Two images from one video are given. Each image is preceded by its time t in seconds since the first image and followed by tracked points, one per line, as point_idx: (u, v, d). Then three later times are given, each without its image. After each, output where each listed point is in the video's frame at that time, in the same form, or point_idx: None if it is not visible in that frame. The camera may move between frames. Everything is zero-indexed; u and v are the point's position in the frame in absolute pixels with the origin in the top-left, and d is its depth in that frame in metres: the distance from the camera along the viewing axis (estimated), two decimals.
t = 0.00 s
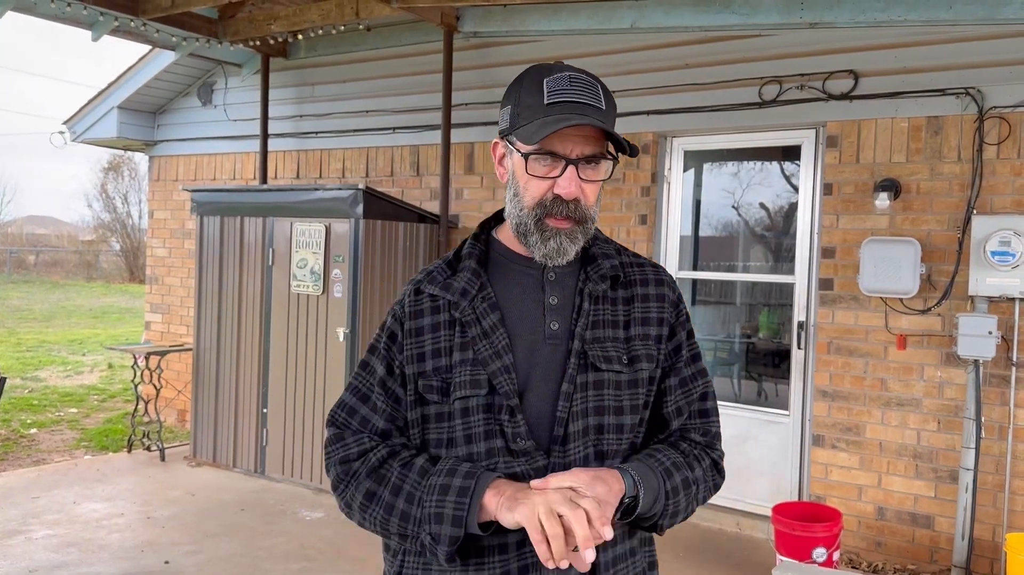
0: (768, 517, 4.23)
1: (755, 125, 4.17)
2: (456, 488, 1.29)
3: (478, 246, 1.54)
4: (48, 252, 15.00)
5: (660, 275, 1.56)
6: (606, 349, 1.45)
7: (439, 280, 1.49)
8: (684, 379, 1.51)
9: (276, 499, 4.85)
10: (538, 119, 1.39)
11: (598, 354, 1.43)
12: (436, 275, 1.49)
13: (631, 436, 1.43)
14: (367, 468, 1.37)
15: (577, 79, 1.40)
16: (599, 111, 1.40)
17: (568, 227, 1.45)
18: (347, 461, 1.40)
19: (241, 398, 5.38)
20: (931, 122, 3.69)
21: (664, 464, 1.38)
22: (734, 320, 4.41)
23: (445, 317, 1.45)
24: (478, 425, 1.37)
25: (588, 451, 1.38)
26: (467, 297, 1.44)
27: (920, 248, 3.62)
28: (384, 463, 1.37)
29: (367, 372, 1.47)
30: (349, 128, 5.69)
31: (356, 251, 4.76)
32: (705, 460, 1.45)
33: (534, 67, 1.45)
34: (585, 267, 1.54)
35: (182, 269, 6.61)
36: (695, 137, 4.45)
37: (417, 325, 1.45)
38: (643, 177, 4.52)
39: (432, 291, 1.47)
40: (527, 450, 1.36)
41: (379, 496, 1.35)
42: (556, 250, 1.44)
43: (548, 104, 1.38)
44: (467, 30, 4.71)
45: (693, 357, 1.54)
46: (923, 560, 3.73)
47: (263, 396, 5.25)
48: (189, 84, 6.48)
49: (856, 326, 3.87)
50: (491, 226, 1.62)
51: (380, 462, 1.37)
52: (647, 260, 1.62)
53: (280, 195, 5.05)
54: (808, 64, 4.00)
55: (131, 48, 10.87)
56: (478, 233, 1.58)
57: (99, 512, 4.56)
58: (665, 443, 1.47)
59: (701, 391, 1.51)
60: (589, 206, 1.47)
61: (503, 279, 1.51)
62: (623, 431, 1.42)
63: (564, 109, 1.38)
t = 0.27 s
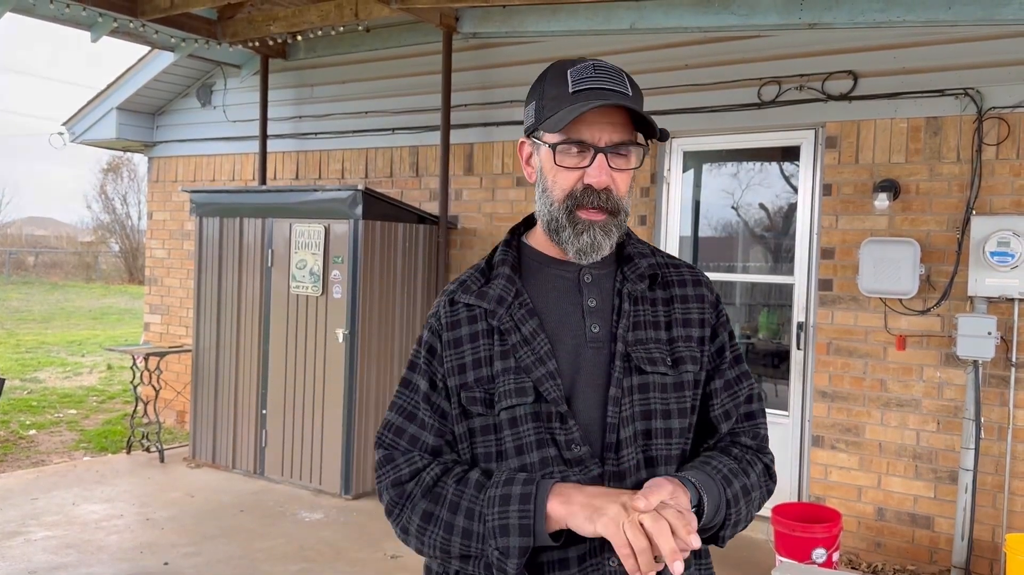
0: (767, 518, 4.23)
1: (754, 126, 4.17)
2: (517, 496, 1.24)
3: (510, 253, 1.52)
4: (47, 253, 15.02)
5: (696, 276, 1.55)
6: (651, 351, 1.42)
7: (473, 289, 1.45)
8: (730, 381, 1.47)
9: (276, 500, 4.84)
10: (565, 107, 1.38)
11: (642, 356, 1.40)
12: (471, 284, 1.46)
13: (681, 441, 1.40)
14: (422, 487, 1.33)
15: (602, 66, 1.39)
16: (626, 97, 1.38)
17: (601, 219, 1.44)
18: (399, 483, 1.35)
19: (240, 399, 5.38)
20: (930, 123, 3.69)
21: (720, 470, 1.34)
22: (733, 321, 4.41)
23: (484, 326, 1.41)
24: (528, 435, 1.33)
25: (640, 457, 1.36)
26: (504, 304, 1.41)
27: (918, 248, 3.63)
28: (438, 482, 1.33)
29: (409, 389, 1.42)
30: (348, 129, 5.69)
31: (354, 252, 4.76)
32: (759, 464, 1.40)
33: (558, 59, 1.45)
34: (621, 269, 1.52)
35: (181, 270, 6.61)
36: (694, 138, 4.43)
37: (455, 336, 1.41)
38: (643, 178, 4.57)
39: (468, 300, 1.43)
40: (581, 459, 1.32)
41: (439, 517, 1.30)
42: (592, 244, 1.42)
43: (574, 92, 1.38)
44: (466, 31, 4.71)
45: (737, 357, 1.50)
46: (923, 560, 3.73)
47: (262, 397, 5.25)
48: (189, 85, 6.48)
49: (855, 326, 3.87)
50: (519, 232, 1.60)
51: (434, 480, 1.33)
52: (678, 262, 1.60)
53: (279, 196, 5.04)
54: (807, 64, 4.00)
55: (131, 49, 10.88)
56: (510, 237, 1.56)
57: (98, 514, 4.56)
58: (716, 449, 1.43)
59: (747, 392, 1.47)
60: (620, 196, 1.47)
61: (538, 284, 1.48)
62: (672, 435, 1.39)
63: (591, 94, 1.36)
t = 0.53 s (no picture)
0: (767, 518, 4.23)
1: (754, 126, 4.17)
2: (494, 505, 1.25)
3: (525, 254, 1.53)
4: (46, 255, 15.01)
5: (713, 278, 1.57)
6: (671, 352, 1.44)
7: (490, 289, 1.46)
8: (746, 383, 1.52)
9: (275, 502, 4.84)
10: (544, 107, 1.42)
11: (663, 357, 1.43)
12: (488, 286, 1.47)
13: (700, 443, 1.43)
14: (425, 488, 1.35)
15: (572, 63, 1.44)
16: (602, 86, 1.42)
17: (603, 210, 1.45)
18: (406, 481, 1.38)
19: (240, 400, 5.37)
20: (929, 124, 3.69)
21: (750, 481, 1.41)
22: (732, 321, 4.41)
23: (502, 326, 1.42)
24: (546, 437, 1.35)
25: (660, 458, 1.39)
26: (522, 306, 1.41)
27: (918, 249, 3.62)
28: (437, 482, 1.34)
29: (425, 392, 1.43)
30: (347, 130, 5.69)
31: (354, 253, 4.76)
32: (770, 467, 1.48)
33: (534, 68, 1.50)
34: (638, 269, 1.53)
35: (181, 271, 6.60)
36: (694, 139, 4.45)
37: (472, 336, 1.42)
38: (642, 179, 4.52)
39: (486, 301, 1.44)
40: (599, 461, 1.34)
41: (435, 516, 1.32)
42: (598, 236, 1.44)
43: (549, 93, 1.42)
44: (465, 32, 4.71)
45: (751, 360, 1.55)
46: (922, 561, 3.73)
47: (262, 398, 5.25)
48: (188, 86, 6.48)
49: (855, 327, 3.87)
50: (534, 233, 1.62)
51: (434, 481, 1.34)
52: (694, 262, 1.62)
53: (279, 197, 5.04)
54: (806, 65, 4.00)
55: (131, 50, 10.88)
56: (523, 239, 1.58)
57: (97, 515, 4.56)
58: (733, 452, 1.49)
59: (759, 392, 1.54)
60: (618, 183, 1.48)
61: (557, 286, 1.48)
62: (692, 437, 1.42)
63: (566, 91, 1.41)
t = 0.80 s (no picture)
0: (766, 520, 4.22)
1: (753, 127, 4.17)
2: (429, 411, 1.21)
3: (505, 253, 1.54)
4: (46, 255, 15.01)
5: (691, 274, 1.59)
6: (647, 346, 1.46)
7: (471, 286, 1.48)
8: (728, 374, 1.55)
9: (274, 503, 4.84)
10: (508, 132, 1.44)
11: (640, 351, 1.44)
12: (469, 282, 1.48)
13: (678, 434, 1.45)
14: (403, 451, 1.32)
15: (536, 84, 1.45)
16: (566, 107, 1.43)
17: (572, 223, 1.46)
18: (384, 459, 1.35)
19: (239, 401, 5.37)
20: (928, 125, 3.69)
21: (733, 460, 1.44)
22: (732, 323, 4.41)
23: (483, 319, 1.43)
24: (526, 427, 1.36)
25: (636, 451, 1.39)
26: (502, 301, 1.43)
27: (918, 250, 3.63)
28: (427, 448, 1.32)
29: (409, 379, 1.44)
30: (347, 131, 5.69)
31: (353, 254, 4.76)
32: (754, 451, 1.51)
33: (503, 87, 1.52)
34: (615, 266, 1.55)
35: (180, 272, 6.60)
36: (693, 140, 4.46)
37: (455, 327, 1.42)
38: (641, 180, 4.52)
39: (467, 296, 1.44)
40: (576, 453, 1.36)
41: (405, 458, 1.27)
42: (571, 248, 1.44)
43: (514, 117, 1.44)
44: (464, 33, 4.71)
45: (728, 352, 1.58)
46: (921, 562, 3.72)
47: (261, 399, 5.25)
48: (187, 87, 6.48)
49: (854, 328, 3.87)
50: (513, 233, 1.63)
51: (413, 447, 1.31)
52: (673, 258, 1.64)
53: (279, 198, 5.04)
54: (805, 67, 4.00)
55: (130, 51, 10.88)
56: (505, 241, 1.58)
57: (97, 516, 4.55)
58: (716, 439, 1.51)
59: (741, 382, 1.59)
60: (588, 198, 1.49)
61: (534, 284, 1.51)
62: (670, 429, 1.44)
63: (529, 116, 1.43)
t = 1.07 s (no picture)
0: (766, 521, 4.22)
1: (753, 129, 4.17)
2: (449, 449, 1.32)
3: (465, 256, 1.56)
4: (46, 256, 15.01)
5: (649, 273, 1.55)
6: (595, 346, 1.43)
7: (428, 290, 1.50)
8: (680, 374, 1.50)
9: (274, 503, 4.84)
10: (457, 142, 1.44)
11: (586, 350, 1.42)
12: (426, 285, 1.51)
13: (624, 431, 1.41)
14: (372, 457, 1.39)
15: (487, 93, 1.42)
16: (513, 119, 1.40)
17: (519, 231, 1.46)
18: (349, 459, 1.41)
19: (239, 401, 5.37)
20: (928, 126, 3.69)
21: (676, 448, 1.40)
22: (732, 324, 4.42)
23: (436, 324, 1.46)
24: (470, 426, 1.40)
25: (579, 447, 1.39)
26: (455, 305, 1.46)
27: (918, 251, 3.62)
28: (386, 452, 1.39)
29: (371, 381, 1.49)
30: (347, 132, 5.69)
31: (354, 255, 4.76)
32: (709, 449, 1.45)
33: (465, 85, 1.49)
34: (569, 269, 1.53)
35: (180, 273, 6.60)
36: (694, 141, 4.46)
37: (410, 332, 1.47)
38: (642, 181, 4.51)
39: (422, 301, 1.48)
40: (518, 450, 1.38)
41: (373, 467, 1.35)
42: (517, 257, 1.47)
43: (464, 125, 1.42)
44: (465, 34, 4.71)
45: (684, 352, 1.52)
46: (921, 563, 3.72)
47: (261, 399, 5.25)
48: (187, 88, 6.48)
49: (854, 329, 3.87)
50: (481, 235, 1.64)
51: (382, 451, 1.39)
52: (635, 258, 1.60)
53: (279, 199, 5.04)
54: (805, 68, 4.00)
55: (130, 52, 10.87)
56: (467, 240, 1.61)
57: (96, 517, 4.55)
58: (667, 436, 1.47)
59: (698, 384, 1.51)
60: (536, 205, 1.48)
61: (491, 286, 1.52)
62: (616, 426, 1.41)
63: (474, 129, 1.41)
